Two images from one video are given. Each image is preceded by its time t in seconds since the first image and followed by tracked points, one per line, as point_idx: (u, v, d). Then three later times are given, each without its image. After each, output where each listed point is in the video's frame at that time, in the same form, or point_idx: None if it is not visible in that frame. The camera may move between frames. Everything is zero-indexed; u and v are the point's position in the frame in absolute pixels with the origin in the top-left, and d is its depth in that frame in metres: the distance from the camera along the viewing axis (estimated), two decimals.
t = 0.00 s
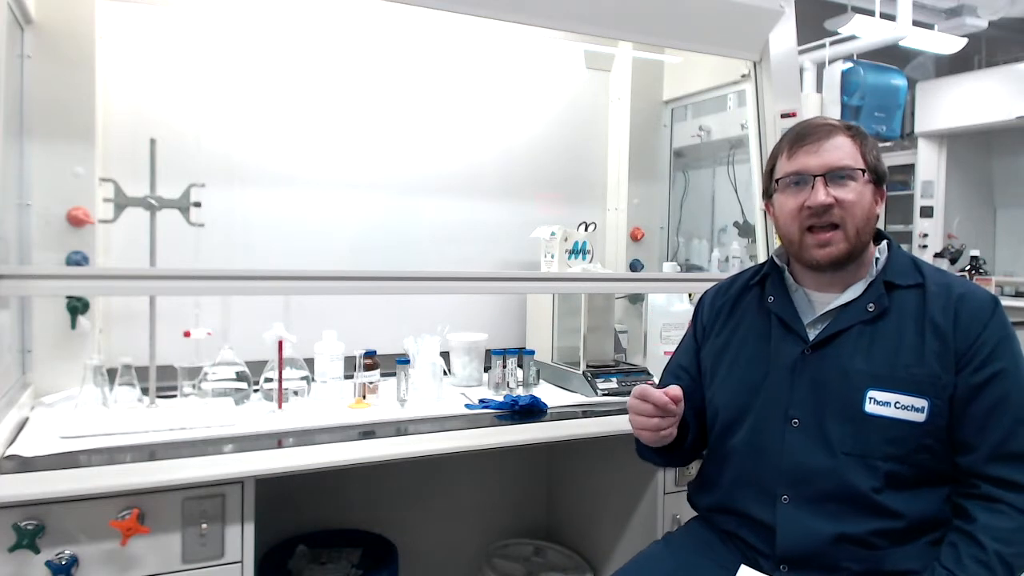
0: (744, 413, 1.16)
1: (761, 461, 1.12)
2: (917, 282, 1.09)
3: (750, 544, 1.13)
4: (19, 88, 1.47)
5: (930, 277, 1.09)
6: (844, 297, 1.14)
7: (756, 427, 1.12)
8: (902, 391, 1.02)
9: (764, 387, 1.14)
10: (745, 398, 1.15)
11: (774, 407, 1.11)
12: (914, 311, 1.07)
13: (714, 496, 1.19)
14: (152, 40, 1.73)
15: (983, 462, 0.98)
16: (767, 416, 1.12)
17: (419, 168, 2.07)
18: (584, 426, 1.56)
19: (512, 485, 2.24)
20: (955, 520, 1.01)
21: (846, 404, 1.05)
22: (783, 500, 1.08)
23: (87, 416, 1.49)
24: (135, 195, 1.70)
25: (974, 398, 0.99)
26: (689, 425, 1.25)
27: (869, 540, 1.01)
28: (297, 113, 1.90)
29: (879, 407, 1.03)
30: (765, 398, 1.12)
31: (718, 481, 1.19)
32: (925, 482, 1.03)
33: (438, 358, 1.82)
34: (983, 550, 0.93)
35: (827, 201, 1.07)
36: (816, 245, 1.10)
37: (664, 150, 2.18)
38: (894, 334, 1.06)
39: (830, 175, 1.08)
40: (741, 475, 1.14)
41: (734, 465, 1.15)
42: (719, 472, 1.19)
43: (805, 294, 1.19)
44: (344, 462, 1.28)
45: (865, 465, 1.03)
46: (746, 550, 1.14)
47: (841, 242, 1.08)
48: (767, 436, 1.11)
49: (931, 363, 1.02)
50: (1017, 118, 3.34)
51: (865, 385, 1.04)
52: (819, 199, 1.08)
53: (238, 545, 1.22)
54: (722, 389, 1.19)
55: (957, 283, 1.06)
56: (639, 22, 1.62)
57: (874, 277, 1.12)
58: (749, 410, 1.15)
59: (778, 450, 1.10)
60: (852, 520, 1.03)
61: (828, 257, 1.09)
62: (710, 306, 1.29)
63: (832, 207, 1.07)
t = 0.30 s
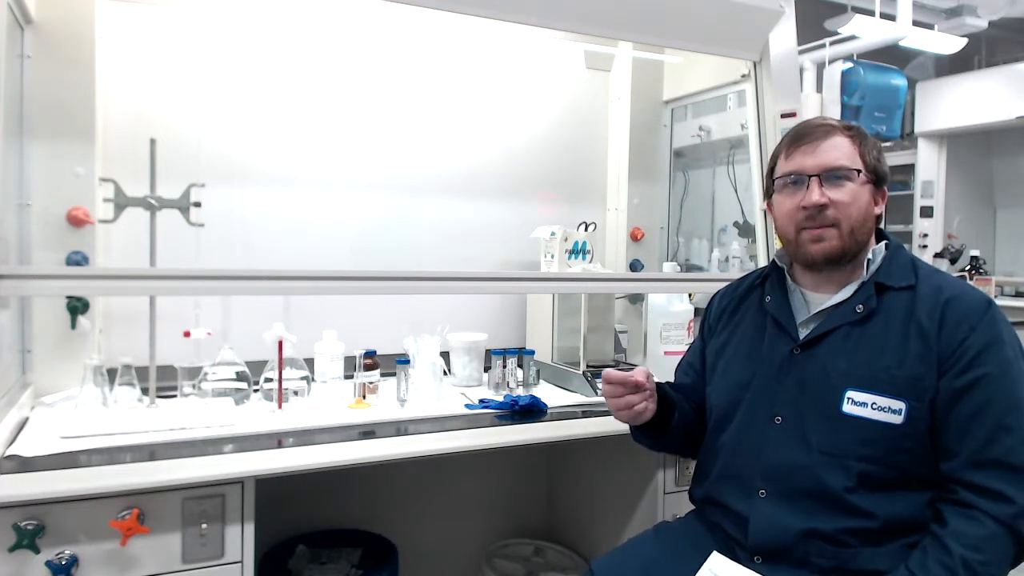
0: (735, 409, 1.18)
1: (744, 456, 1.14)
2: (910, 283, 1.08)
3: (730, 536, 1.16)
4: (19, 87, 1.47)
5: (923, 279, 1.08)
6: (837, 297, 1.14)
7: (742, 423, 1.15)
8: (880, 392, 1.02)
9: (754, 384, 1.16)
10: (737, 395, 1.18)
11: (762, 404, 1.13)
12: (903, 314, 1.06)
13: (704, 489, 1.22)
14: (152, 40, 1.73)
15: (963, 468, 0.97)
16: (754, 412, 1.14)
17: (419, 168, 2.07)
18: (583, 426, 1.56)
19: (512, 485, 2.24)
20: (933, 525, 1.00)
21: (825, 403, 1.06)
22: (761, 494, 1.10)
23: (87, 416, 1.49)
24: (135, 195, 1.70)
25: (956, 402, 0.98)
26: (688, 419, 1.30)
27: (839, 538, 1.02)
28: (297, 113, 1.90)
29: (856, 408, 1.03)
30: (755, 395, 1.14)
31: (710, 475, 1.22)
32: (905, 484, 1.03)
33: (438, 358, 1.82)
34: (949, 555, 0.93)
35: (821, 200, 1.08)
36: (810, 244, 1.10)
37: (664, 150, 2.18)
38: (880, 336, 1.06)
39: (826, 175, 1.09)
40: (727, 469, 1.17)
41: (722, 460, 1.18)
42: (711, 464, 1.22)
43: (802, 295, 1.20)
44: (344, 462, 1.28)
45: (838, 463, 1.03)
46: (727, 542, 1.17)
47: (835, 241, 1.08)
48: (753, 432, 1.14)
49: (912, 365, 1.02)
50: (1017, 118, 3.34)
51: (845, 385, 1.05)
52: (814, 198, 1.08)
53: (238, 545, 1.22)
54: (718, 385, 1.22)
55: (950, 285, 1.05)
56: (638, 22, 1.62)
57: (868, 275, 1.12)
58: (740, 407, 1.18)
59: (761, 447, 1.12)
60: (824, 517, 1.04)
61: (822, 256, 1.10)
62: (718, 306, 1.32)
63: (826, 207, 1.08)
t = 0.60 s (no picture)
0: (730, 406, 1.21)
1: (732, 453, 1.17)
2: (902, 285, 1.07)
3: (715, 528, 1.19)
4: (20, 87, 1.47)
5: (917, 281, 1.07)
6: (833, 297, 1.15)
7: (735, 420, 1.18)
8: (860, 393, 1.03)
9: (749, 383, 1.18)
10: (733, 392, 1.21)
11: (752, 402, 1.16)
12: (890, 316, 1.05)
13: (700, 483, 1.26)
14: (153, 40, 1.73)
15: (939, 472, 0.96)
16: (745, 409, 1.17)
17: (419, 168, 2.07)
18: (582, 426, 1.56)
19: (512, 485, 2.24)
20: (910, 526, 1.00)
21: (808, 402, 1.08)
22: (744, 489, 1.13)
23: (87, 416, 1.49)
24: (135, 195, 1.70)
25: (937, 406, 0.97)
26: (688, 406, 1.41)
27: (814, 535, 1.04)
28: (297, 113, 1.90)
29: (836, 408, 1.05)
30: (747, 393, 1.17)
31: (705, 470, 1.25)
32: (887, 486, 1.03)
33: (438, 358, 1.82)
34: (914, 556, 0.93)
35: (818, 204, 1.08)
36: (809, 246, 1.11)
37: (664, 150, 2.18)
38: (865, 338, 1.06)
39: (823, 178, 1.09)
40: (719, 464, 1.20)
41: (715, 455, 1.21)
42: (709, 459, 1.25)
43: (800, 294, 1.21)
44: (344, 462, 1.28)
45: (817, 461, 1.05)
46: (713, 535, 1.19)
47: (833, 244, 1.09)
48: (742, 428, 1.16)
49: (895, 367, 1.02)
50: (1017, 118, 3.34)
51: (827, 384, 1.06)
52: (811, 202, 1.09)
53: (238, 546, 1.22)
54: (717, 383, 1.25)
55: (941, 287, 1.03)
56: (637, 22, 1.62)
57: (862, 274, 1.11)
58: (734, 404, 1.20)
59: (748, 443, 1.14)
60: (802, 514, 1.06)
61: (821, 259, 1.10)
62: (724, 306, 1.35)
63: (823, 210, 1.08)
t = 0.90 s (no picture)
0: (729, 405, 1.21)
1: (728, 451, 1.17)
2: (900, 286, 1.06)
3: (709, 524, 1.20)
4: (20, 87, 1.47)
5: (915, 282, 1.06)
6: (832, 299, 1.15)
7: (732, 419, 1.18)
8: (854, 394, 1.03)
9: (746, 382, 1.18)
10: (733, 391, 1.21)
11: (750, 400, 1.16)
12: (886, 317, 1.05)
13: (697, 480, 1.26)
14: (153, 40, 1.73)
15: (931, 474, 0.96)
16: (743, 408, 1.17)
17: (419, 168, 2.07)
18: (582, 426, 1.56)
19: (512, 485, 2.24)
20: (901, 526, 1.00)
21: (802, 401, 1.09)
22: (738, 486, 1.14)
23: (87, 416, 1.49)
24: (135, 195, 1.70)
25: (930, 408, 0.97)
26: (688, 409, 1.40)
27: (804, 532, 1.05)
28: (297, 113, 1.90)
29: (829, 408, 1.05)
30: (744, 392, 1.18)
31: (703, 468, 1.26)
32: (879, 487, 1.03)
33: (439, 358, 1.82)
34: (901, 556, 0.94)
35: (819, 211, 1.08)
36: (812, 253, 1.12)
37: (664, 150, 2.18)
38: (860, 339, 1.06)
39: (823, 184, 1.09)
40: (715, 462, 1.20)
41: (712, 453, 1.21)
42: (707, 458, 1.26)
43: (800, 294, 1.21)
44: (344, 462, 1.28)
45: (809, 460, 1.06)
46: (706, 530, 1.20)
47: (836, 249, 1.10)
48: (739, 427, 1.17)
49: (889, 368, 1.02)
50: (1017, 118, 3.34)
51: (822, 384, 1.07)
52: (812, 209, 1.09)
53: (238, 546, 1.22)
54: (717, 382, 1.25)
55: (938, 289, 1.03)
56: (637, 23, 1.62)
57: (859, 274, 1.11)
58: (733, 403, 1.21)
59: (744, 440, 1.15)
60: (793, 511, 1.07)
61: (824, 264, 1.11)
62: (727, 306, 1.36)
63: (824, 216, 1.08)
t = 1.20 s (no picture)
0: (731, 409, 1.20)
1: (734, 455, 1.16)
2: (903, 286, 1.07)
3: (718, 530, 1.18)
4: (19, 87, 1.47)
5: (918, 282, 1.07)
6: (834, 300, 1.15)
7: (735, 422, 1.17)
8: (866, 394, 1.03)
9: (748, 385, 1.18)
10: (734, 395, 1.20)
11: (753, 404, 1.15)
12: (893, 316, 1.05)
13: (700, 485, 1.25)
14: (152, 39, 1.73)
15: (944, 471, 0.96)
16: (746, 412, 1.16)
17: (419, 168, 2.07)
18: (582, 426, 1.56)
19: (511, 485, 2.24)
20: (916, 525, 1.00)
21: (812, 404, 1.08)
22: (748, 492, 1.13)
23: (87, 416, 1.49)
24: (135, 195, 1.70)
25: (941, 406, 0.97)
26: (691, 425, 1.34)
27: (820, 536, 1.04)
28: (297, 112, 1.90)
29: (841, 410, 1.05)
30: (747, 396, 1.17)
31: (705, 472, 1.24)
32: (892, 486, 1.03)
33: (439, 358, 1.82)
34: (922, 555, 0.93)
35: (819, 212, 1.08)
36: (812, 253, 1.11)
37: (664, 150, 2.18)
38: (867, 340, 1.06)
39: (823, 185, 1.09)
40: (718, 467, 1.19)
41: (716, 459, 1.20)
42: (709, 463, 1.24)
43: (799, 295, 1.21)
44: (344, 462, 1.29)
45: (822, 463, 1.05)
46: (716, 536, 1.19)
47: (835, 250, 1.10)
48: (744, 431, 1.16)
49: (899, 368, 1.02)
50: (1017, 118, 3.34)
51: (832, 385, 1.06)
52: (812, 210, 1.09)
53: (238, 545, 1.22)
54: (717, 387, 1.24)
55: (942, 288, 1.03)
56: (638, 23, 1.62)
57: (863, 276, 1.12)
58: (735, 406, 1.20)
59: (750, 445, 1.14)
60: (807, 515, 1.06)
61: (823, 265, 1.11)
62: (721, 308, 1.35)
63: (824, 217, 1.08)
